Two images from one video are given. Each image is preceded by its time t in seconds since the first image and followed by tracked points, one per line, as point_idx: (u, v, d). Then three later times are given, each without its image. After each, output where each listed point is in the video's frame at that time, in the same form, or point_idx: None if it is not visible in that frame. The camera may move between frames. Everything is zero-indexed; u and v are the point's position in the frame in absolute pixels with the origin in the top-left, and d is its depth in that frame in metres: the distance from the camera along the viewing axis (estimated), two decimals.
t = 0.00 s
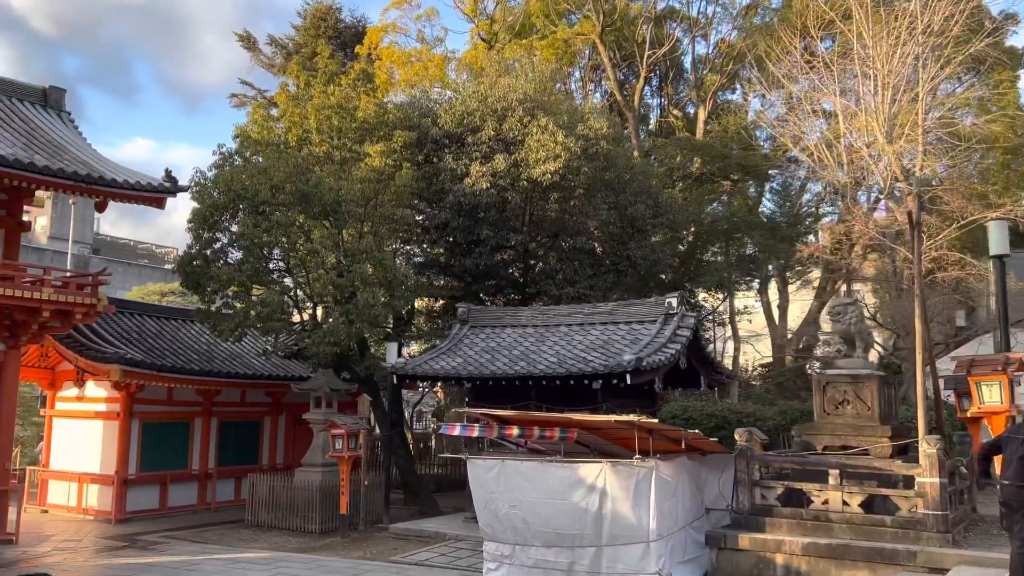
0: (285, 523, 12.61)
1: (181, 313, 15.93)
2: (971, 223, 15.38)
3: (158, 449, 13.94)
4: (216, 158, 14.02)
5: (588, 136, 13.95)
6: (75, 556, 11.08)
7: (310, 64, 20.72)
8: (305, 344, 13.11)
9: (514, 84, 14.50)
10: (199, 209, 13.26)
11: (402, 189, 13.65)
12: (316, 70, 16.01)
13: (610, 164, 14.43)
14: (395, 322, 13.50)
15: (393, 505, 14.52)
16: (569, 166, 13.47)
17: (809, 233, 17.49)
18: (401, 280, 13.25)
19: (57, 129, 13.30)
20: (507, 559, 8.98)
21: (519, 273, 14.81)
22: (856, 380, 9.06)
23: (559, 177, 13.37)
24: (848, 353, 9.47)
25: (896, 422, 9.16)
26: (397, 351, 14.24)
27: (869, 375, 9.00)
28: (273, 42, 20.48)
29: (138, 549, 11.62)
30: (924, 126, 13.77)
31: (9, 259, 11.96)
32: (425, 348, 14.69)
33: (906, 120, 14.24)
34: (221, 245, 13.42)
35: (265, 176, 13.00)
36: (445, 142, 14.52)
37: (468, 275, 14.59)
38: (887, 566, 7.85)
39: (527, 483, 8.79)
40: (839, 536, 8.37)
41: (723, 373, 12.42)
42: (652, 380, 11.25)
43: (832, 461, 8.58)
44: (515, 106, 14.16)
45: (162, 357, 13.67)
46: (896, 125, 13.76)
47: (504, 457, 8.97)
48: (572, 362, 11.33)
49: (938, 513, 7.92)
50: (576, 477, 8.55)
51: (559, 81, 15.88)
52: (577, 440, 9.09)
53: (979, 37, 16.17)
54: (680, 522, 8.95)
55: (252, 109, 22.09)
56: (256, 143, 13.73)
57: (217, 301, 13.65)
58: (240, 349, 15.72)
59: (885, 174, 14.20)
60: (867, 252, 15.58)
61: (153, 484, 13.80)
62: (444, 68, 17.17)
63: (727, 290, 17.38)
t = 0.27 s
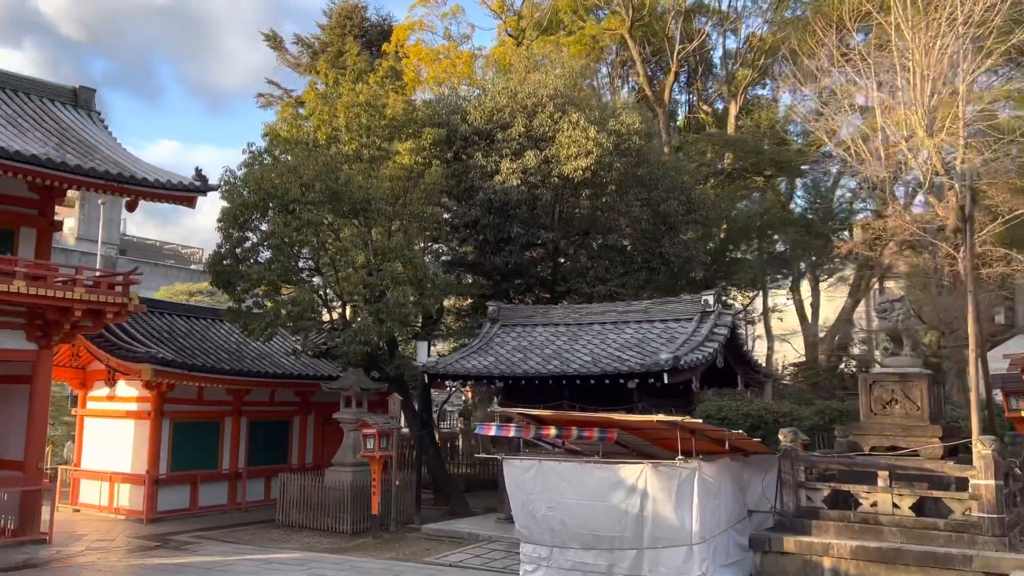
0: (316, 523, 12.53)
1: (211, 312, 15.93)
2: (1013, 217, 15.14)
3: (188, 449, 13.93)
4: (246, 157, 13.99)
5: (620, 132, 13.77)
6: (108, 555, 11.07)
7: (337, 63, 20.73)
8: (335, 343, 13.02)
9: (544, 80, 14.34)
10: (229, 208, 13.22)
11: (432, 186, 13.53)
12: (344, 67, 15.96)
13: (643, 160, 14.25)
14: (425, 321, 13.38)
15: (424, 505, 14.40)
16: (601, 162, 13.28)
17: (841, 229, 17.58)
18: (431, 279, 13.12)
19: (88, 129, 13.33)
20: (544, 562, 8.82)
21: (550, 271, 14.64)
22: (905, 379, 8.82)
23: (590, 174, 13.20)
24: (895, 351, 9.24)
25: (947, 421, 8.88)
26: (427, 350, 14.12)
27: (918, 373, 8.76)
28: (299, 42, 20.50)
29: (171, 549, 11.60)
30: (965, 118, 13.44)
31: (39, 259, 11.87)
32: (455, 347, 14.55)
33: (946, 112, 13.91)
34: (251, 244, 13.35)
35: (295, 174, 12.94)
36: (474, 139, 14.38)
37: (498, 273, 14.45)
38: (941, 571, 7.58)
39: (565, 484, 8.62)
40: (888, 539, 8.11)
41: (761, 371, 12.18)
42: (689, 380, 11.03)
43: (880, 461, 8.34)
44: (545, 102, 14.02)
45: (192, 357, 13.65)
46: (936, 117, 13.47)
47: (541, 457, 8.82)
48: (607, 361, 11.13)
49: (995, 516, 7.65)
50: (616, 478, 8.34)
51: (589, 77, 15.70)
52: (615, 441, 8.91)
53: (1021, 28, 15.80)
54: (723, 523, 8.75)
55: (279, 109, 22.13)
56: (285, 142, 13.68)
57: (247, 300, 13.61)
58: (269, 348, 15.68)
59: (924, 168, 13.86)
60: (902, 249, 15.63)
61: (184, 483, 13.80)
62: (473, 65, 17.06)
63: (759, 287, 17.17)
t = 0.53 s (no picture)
0: (351, 522, 12.43)
1: (243, 311, 15.93)
2: None
3: (222, 447, 13.91)
4: (278, 155, 13.94)
5: (657, 126, 13.57)
6: (144, 554, 11.05)
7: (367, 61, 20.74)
8: (368, 341, 12.92)
9: (578, 74, 14.15)
10: (263, 205, 13.19)
11: (465, 182, 13.39)
12: (376, 64, 15.90)
13: (680, 154, 14.05)
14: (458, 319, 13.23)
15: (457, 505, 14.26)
16: (638, 157, 13.05)
17: (880, 222, 17.29)
18: (465, 276, 12.97)
19: (122, 128, 13.36)
20: (587, 563, 8.59)
21: (584, 268, 14.44)
22: (961, 376, 8.50)
23: (627, 168, 12.98)
24: (950, 347, 8.93)
25: (1005, 420, 8.55)
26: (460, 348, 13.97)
27: (975, 371, 8.44)
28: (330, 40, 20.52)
29: (206, 547, 11.55)
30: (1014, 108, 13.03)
31: (74, 257, 11.87)
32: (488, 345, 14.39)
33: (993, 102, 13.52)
34: (284, 242, 13.29)
35: (328, 171, 12.85)
36: (508, 134, 14.22)
37: (532, 270, 14.27)
38: None
39: (608, 484, 8.30)
40: (947, 542, 7.83)
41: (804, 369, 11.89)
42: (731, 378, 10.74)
43: (937, 462, 8.05)
44: (580, 96, 13.83)
45: (226, 355, 13.64)
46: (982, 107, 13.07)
47: (582, 456, 8.51)
48: (647, 359, 10.89)
49: None
50: (661, 477, 8.05)
51: (623, 71, 15.50)
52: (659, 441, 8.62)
53: None
54: (772, 525, 8.53)
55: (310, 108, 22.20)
56: (318, 139, 13.61)
57: (280, 298, 13.56)
58: (301, 347, 15.63)
59: (970, 161, 13.48)
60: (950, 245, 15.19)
61: (218, 482, 13.78)
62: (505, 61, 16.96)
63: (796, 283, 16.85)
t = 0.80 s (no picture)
0: (391, 522, 12.30)
1: (282, 310, 15.91)
2: None
3: (261, 446, 13.88)
4: (315, 153, 13.87)
5: (702, 118, 13.41)
6: (185, 553, 11.02)
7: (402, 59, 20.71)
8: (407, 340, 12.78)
9: (618, 67, 13.88)
10: (301, 203, 13.12)
11: (504, 177, 13.18)
12: (413, 60, 15.79)
13: (725, 147, 13.86)
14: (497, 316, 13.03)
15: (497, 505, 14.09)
16: (682, 150, 12.81)
17: (929, 217, 16.91)
18: (504, 273, 12.77)
19: (161, 127, 13.38)
20: (636, 567, 8.26)
21: (627, 264, 14.22)
22: None
23: (671, 162, 12.73)
24: (1017, 343, 8.51)
25: None
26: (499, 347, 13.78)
27: None
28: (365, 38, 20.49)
29: (246, 547, 11.50)
30: None
31: (115, 256, 11.89)
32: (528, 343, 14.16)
33: None
34: (322, 240, 13.20)
35: (366, 168, 12.72)
36: (547, 129, 14.01)
37: (572, 267, 14.05)
38: None
39: (658, 485, 8.04)
40: (1018, 547, 7.49)
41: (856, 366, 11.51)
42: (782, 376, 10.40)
43: (1007, 464, 7.65)
44: (621, 89, 13.58)
45: (265, 354, 13.60)
46: None
47: (631, 457, 8.25)
48: (694, 357, 10.60)
49: None
50: (715, 479, 7.77)
51: (663, 64, 15.22)
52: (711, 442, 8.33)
53: None
54: (831, 528, 8.20)
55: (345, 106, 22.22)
56: (355, 136, 13.51)
57: (318, 297, 13.47)
58: (338, 345, 15.55)
59: None
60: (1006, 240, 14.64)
61: (258, 481, 13.76)
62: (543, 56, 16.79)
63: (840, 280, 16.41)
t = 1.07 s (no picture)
0: (435, 522, 12.20)
1: (324, 309, 15.93)
2: None
3: (304, 446, 13.89)
4: (357, 151, 13.84)
5: (751, 111, 13.26)
6: (231, 553, 11.03)
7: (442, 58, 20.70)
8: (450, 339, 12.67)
9: (663, 59, 13.59)
10: (343, 202, 13.07)
11: (547, 174, 13.00)
12: (454, 56, 15.70)
13: (773, 140, 13.65)
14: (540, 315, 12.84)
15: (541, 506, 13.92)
16: (731, 143, 12.69)
17: (985, 211, 16.23)
18: (547, 271, 12.60)
19: (204, 127, 13.45)
20: (691, 572, 7.96)
21: (673, 261, 14.04)
22: None
23: (719, 156, 12.56)
24: None
25: None
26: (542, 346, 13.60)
27: None
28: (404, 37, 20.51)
29: (291, 547, 11.48)
30: None
31: (160, 256, 11.96)
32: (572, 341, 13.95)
33: None
34: (364, 239, 13.14)
35: (407, 165, 12.62)
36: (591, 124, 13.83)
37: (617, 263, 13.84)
38: None
39: (714, 487, 7.77)
40: None
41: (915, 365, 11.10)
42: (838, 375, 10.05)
43: None
44: (666, 82, 13.33)
45: (308, 353, 13.60)
46: None
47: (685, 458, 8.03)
48: (747, 355, 10.31)
49: None
50: (775, 481, 7.49)
51: (708, 56, 14.92)
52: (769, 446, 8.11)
53: None
54: (896, 532, 7.86)
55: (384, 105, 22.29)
56: (396, 134, 13.44)
57: (360, 296, 13.40)
58: (380, 345, 15.51)
59: None
60: None
61: (302, 480, 13.77)
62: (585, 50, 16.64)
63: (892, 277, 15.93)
